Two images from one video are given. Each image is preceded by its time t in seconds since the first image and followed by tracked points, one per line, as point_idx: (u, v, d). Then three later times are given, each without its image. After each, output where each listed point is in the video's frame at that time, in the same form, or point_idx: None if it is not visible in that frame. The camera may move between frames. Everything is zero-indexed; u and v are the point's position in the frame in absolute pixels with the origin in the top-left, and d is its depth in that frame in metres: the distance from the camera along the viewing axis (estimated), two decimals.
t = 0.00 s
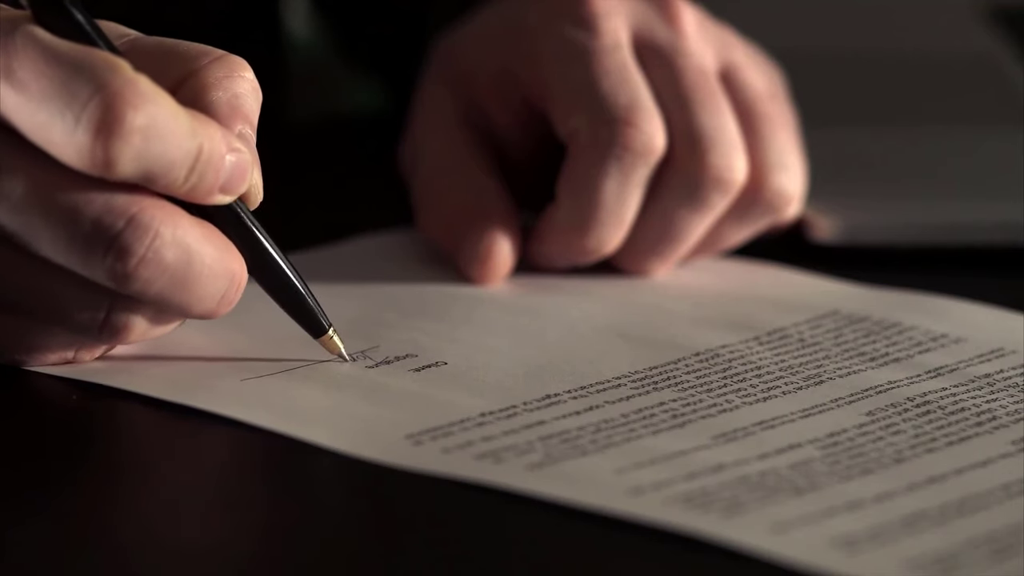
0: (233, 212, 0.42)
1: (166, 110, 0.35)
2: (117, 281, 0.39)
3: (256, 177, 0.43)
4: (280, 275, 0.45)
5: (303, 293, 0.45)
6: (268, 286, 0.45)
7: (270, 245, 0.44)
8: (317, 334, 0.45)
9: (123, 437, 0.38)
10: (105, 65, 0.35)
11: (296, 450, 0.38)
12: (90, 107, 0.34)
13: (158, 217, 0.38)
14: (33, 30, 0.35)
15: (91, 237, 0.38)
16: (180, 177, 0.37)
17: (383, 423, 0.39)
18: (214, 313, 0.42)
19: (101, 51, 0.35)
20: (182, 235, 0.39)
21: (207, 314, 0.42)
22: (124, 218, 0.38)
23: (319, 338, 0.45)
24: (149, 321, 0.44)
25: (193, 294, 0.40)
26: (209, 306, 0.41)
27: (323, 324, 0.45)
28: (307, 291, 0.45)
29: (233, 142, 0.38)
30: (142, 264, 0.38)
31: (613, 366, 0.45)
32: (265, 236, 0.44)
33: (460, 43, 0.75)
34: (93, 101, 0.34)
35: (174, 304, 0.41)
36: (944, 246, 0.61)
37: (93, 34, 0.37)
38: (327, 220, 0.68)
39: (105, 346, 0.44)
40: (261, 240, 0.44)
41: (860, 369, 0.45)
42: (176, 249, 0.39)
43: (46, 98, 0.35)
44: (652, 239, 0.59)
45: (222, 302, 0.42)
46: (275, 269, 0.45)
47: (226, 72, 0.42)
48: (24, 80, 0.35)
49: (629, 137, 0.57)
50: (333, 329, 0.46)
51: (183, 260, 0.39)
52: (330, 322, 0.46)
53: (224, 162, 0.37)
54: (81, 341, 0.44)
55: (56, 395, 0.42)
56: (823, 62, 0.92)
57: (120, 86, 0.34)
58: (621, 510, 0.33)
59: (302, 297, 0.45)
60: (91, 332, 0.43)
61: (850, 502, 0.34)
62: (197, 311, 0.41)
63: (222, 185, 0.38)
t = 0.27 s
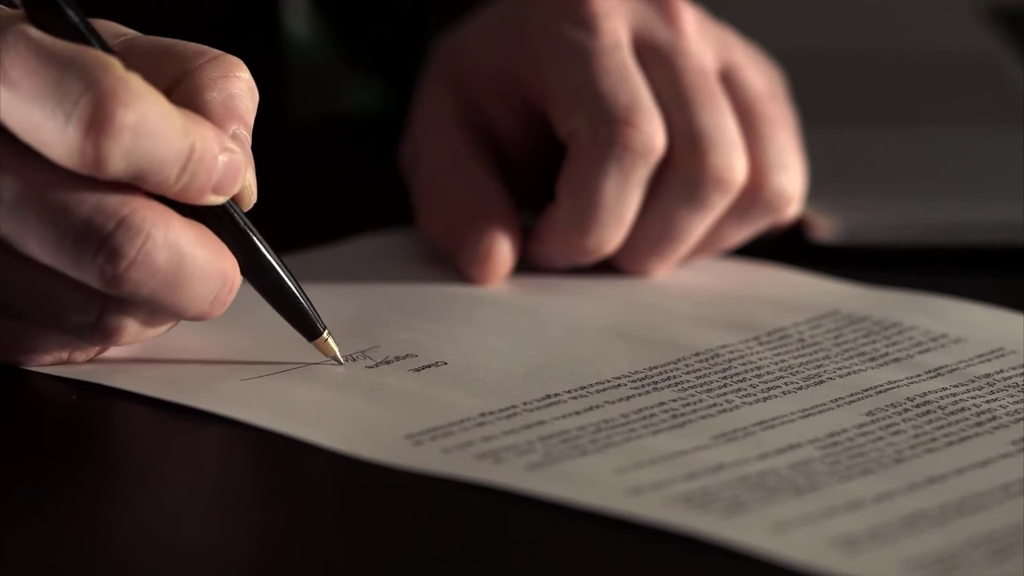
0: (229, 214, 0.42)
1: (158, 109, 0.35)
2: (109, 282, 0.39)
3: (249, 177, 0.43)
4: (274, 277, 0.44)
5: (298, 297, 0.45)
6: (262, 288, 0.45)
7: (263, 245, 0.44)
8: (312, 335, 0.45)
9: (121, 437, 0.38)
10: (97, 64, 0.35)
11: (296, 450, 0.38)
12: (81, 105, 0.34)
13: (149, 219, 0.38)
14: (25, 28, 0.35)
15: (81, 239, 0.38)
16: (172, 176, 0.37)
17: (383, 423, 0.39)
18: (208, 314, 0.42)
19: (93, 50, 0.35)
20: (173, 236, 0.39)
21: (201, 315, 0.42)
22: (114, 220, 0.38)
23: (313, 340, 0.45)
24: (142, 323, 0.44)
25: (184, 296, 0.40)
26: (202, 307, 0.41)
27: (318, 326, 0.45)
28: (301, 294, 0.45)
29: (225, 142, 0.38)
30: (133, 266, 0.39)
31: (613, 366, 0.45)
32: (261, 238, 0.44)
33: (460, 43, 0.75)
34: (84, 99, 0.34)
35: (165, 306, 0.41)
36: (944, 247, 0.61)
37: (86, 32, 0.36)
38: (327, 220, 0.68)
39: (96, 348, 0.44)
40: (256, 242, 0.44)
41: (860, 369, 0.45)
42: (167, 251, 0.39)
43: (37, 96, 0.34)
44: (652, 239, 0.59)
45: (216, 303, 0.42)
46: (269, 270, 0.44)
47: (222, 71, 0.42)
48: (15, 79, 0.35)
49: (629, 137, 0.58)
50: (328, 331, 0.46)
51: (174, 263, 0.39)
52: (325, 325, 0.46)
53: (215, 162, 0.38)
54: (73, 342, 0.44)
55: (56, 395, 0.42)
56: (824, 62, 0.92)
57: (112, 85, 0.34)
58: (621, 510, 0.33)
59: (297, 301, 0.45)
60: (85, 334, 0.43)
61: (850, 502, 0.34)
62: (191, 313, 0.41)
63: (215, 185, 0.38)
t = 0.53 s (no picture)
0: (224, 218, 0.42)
1: (146, 110, 0.35)
2: (96, 287, 0.39)
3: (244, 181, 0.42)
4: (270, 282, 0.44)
5: (294, 302, 0.44)
6: (257, 294, 0.44)
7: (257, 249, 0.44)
8: (308, 340, 0.44)
9: (121, 438, 0.38)
10: (85, 64, 0.35)
11: (296, 450, 0.38)
12: (67, 106, 0.34)
13: (138, 224, 0.38)
14: (15, 30, 0.35)
15: (68, 243, 0.38)
16: (162, 176, 0.37)
17: (382, 423, 0.39)
18: (199, 319, 0.42)
19: (82, 51, 0.35)
20: (162, 241, 0.39)
21: (192, 320, 0.42)
22: (102, 225, 0.38)
23: (311, 345, 0.44)
24: (132, 328, 0.44)
25: (174, 300, 0.40)
26: (194, 312, 0.41)
27: (314, 330, 0.44)
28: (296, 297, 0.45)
29: (217, 144, 0.38)
30: (122, 271, 0.38)
31: (613, 366, 0.45)
32: (256, 243, 0.44)
33: (460, 43, 0.75)
34: (70, 100, 0.34)
35: (156, 310, 0.41)
36: (944, 247, 0.61)
37: (75, 31, 0.37)
38: (327, 220, 0.68)
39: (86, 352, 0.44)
40: (251, 246, 0.43)
41: (860, 369, 0.45)
42: (156, 255, 0.39)
43: (23, 96, 0.34)
44: (652, 239, 0.59)
45: (208, 307, 0.42)
46: (264, 274, 0.44)
47: (217, 74, 0.42)
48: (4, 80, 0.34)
49: (629, 137, 0.58)
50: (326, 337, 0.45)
51: (164, 268, 0.39)
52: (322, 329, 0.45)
53: (207, 163, 0.38)
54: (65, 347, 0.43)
55: (57, 394, 0.42)
56: (824, 62, 0.92)
57: (98, 86, 0.34)
58: (621, 510, 0.33)
59: (293, 305, 0.44)
60: (78, 338, 0.43)
61: (850, 502, 0.34)
62: (182, 317, 0.41)
63: (207, 186, 0.38)
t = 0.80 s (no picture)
0: (225, 216, 0.42)
1: (152, 113, 0.35)
2: (104, 284, 0.39)
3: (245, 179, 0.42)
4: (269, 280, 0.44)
5: (293, 298, 0.44)
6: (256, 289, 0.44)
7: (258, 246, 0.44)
8: (306, 337, 0.45)
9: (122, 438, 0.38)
10: (90, 66, 0.35)
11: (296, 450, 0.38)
12: (73, 108, 0.34)
13: (144, 221, 0.38)
14: (19, 30, 0.35)
15: (75, 241, 0.38)
16: (168, 178, 0.37)
17: (381, 423, 0.39)
18: (202, 316, 0.42)
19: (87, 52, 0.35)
20: (169, 238, 0.39)
21: (195, 317, 0.41)
22: (109, 222, 0.38)
23: (308, 341, 0.45)
24: (137, 324, 0.44)
25: (177, 297, 0.40)
26: (198, 309, 0.41)
27: (312, 327, 0.45)
28: (296, 292, 0.45)
29: (222, 144, 0.38)
30: (129, 268, 0.38)
31: (613, 366, 0.45)
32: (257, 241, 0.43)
33: (460, 43, 0.75)
34: (76, 102, 0.34)
35: (160, 308, 0.40)
36: (944, 247, 0.61)
37: (79, 34, 0.36)
38: (327, 219, 0.68)
39: (90, 351, 0.44)
40: (252, 244, 0.43)
41: (860, 369, 0.45)
42: (162, 252, 0.39)
43: (29, 98, 0.34)
44: (652, 239, 0.59)
45: (211, 304, 0.41)
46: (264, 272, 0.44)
47: (219, 74, 0.42)
48: (8, 81, 0.34)
49: (629, 137, 0.58)
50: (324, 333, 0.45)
51: (169, 265, 0.39)
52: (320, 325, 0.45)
53: (212, 163, 0.38)
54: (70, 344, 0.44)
55: (58, 395, 0.42)
56: (823, 61, 0.92)
57: (104, 88, 0.34)
58: (621, 511, 0.33)
59: (292, 301, 0.44)
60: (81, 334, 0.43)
61: (850, 502, 0.34)
62: (185, 314, 0.41)
63: (211, 186, 0.38)
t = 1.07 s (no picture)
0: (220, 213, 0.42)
1: (154, 112, 0.35)
2: (105, 281, 0.38)
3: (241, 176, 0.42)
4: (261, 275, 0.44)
5: (286, 293, 0.45)
6: (248, 285, 0.45)
7: (254, 244, 0.44)
8: (299, 334, 0.45)
9: (121, 438, 0.38)
10: (92, 65, 0.35)
11: (295, 450, 0.38)
12: (76, 108, 0.34)
13: (145, 217, 0.38)
14: (20, 30, 0.35)
15: (76, 237, 0.38)
16: (167, 176, 0.36)
17: (381, 423, 0.39)
18: (196, 313, 0.42)
19: (87, 50, 0.35)
20: (169, 234, 0.39)
21: (190, 314, 0.41)
22: (111, 217, 0.38)
23: (301, 337, 0.45)
24: (135, 320, 0.44)
25: (175, 294, 0.40)
26: (195, 305, 0.41)
27: (306, 324, 0.45)
28: (289, 290, 0.45)
29: (219, 140, 0.38)
30: (130, 263, 0.38)
31: (613, 366, 0.45)
32: (250, 237, 0.44)
33: (460, 43, 0.75)
34: (80, 102, 0.34)
35: (158, 305, 0.40)
36: (944, 247, 0.61)
37: (81, 33, 0.37)
38: (327, 219, 0.68)
39: (89, 347, 0.44)
40: (246, 240, 0.43)
41: (860, 369, 0.45)
42: (162, 248, 0.39)
43: (32, 97, 0.34)
44: (652, 239, 0.59)
45: (207, 301, 0.41)
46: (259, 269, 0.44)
47: (218, 69, 0.41)
48: (10, 80, 0.34)
49: (629, 137, 0.58)
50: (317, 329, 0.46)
51: (169, 261, 0.39)
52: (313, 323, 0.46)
53: (210, 160, 0.37)
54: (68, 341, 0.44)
55: (57, 395, 0.42)
56: (823, 61, 0.92)
57: (108, 88, 0.34)
58: (621, 511, 0.33)
59: (284, 296, 0.45)
60: (79, 332, 0.43)
61: (850, 502, 0.34)
62: (181, 310, 0.41)
63: (209, 184, 0.38)
